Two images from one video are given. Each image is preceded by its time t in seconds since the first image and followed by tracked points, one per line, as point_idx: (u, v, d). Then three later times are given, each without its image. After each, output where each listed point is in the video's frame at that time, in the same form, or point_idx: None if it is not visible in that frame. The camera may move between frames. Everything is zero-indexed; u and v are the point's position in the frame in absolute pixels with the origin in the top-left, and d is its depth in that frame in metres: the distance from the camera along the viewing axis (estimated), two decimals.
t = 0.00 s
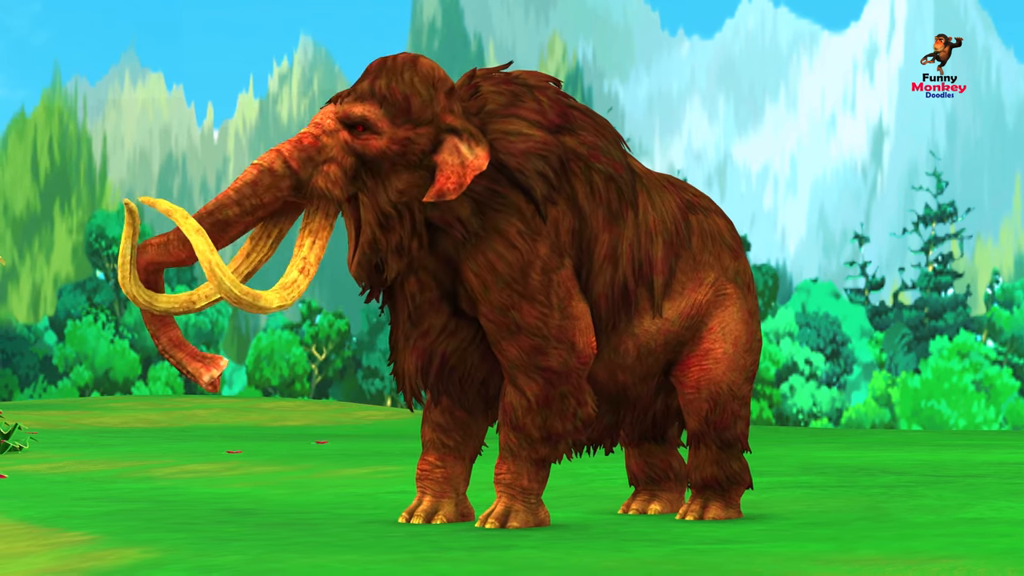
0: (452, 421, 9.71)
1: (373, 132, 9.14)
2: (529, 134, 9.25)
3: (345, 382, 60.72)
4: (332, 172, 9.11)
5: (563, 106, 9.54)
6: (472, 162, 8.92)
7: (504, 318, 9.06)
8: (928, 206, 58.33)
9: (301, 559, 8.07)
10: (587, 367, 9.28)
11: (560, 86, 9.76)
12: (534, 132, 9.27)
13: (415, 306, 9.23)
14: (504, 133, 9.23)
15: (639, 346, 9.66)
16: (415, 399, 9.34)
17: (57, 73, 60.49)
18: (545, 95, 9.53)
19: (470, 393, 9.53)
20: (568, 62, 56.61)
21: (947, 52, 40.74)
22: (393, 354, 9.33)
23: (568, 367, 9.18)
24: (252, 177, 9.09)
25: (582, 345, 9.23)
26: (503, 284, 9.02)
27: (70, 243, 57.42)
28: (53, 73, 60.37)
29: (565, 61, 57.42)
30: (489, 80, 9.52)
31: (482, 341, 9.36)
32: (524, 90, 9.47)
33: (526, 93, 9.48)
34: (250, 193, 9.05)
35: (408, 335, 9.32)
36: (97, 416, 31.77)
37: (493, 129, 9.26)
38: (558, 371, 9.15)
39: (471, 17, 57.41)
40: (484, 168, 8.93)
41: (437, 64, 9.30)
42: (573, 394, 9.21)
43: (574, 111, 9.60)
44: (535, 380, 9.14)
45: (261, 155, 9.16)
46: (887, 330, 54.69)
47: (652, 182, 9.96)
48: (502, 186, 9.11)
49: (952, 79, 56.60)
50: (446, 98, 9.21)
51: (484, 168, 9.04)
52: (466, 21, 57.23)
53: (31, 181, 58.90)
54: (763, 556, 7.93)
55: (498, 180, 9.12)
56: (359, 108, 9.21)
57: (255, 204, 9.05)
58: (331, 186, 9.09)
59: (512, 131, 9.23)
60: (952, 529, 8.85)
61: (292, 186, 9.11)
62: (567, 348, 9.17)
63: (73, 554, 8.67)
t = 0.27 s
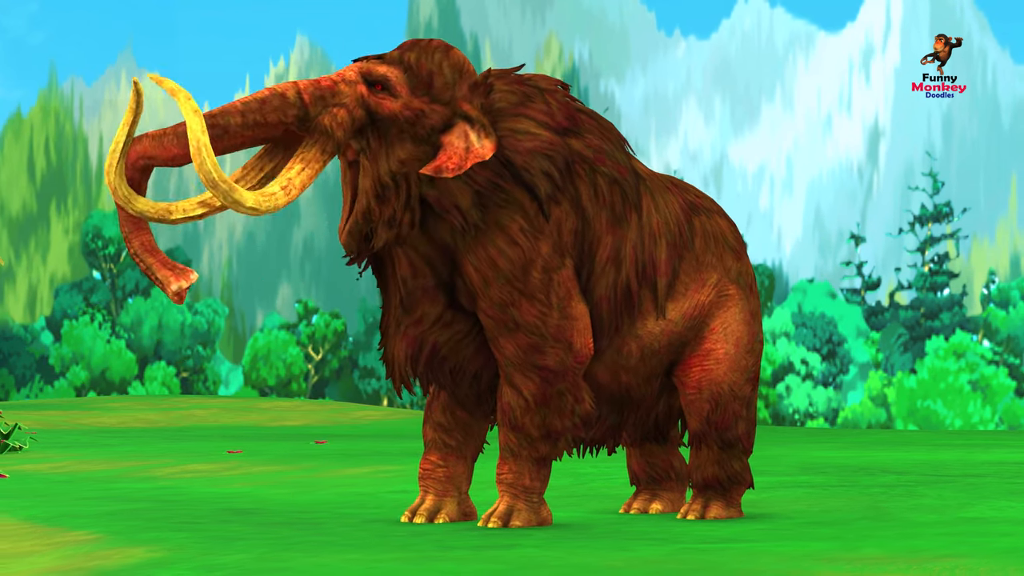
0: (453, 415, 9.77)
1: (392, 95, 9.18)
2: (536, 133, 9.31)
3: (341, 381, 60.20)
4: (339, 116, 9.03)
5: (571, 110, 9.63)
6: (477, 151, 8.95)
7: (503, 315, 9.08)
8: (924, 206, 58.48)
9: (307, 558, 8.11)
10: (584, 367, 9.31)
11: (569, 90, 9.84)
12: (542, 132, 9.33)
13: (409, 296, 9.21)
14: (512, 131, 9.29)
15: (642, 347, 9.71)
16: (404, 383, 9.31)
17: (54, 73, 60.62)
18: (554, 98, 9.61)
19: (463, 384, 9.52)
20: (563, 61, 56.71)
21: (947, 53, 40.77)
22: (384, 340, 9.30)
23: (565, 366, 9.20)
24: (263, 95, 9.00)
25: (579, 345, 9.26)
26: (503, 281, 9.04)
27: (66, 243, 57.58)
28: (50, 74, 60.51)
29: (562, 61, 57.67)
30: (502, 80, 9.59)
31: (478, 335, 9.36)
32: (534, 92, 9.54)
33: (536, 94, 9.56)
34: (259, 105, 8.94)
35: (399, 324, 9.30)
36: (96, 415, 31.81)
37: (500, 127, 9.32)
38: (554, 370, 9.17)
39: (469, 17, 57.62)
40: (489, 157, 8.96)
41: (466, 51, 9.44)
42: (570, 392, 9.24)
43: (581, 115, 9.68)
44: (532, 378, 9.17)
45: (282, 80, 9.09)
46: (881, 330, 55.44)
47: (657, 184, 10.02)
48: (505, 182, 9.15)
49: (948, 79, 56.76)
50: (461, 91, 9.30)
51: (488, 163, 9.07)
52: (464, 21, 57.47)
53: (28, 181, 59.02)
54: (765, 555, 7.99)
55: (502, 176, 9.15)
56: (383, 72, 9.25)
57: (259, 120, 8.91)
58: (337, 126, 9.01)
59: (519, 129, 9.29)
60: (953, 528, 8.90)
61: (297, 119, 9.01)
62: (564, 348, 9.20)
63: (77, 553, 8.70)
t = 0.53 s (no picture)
0: (455, 413, 9.80)
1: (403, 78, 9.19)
2: (539, 135, 9.36)
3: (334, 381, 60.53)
4: (348, 86, 9.01)
5: (573, 113, 9.68)
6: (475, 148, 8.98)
7: (503, 316, 9.10)
8: (917, 206, 58.47)
9: (310, 556, 8.16)
10: (582, 368, 9.35)
11: (571, 93, 9.90)
12: (544, 135, 9.38)
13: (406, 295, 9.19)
14: (515, 133, 9.34)
15: (642, 349, 9.77)
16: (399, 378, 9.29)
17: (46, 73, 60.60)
18: (557, 102, 9.66)
19: (459, 382, 9.52)
20: (556, 61, 56.66)
21: (948, 51, 40.71)
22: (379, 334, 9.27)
23: (563, 368, 9.23)
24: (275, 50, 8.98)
25: (578, 346, 9.29)
26: (502, 282, 9.07)
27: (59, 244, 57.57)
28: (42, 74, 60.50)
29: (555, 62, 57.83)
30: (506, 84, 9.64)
31: (476, 334, 9.37)
32: (537, 96, 9.59)
33: (539, 97, 9.62)
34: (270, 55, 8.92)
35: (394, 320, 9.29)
36: (89, 416, 31.77)
37: (503, 128, 9.36)
38: (553, 371, 9.20)
39: (463, 17, 57.75)
40: (489, 151, 9.02)
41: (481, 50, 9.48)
42: (569, 393, 9.28)
43: (583, 118, 9.74)
44: (531, 380, 9.19)
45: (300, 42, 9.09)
46: (875, 332, 55.64)
47: (657, 187, 10.07)
48: (505, 182, 9.17)
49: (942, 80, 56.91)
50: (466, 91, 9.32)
51: (488, 163, 9.10)
52: (457, 22, 57.65)
53: (21, 180, 58.93)
54: (766, 554, 8.05)
55: (503, 176, 9.18)
56: (398, 58, 9.27)
57: (266, 69, 8.89)
58: (345, 95, 8.98)
59: (522, 131, 9.34)
60: (951, 527, 8.96)
61: (307, 78, 9.02)
62: (563, 349, 9.23)
63: (81, 552, 8.75)
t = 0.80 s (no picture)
0: (450, 415, 9.83)
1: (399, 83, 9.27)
2: (536, 136, 9.40)
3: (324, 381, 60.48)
4: (345, 87, 9.12)
5: (570, 113, 9.72)
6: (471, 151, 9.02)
7: (505, 318, 9.16)
8: (906, 206, 58.61)
9: (310, 556, 8.22)
10: (584, 368, 9.40)
11: (568, 93, 9.94)
12: (541, 136, 9.42)
13: (406, 296, 9.24)
14: (512, 134, 9.38)
15: (639, 348, 9.85)
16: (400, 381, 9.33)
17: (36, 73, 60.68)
18: (554, 102, 9.71)
19: (459, 384, 9.55)
20: (547, 61, 56.85)
21: (948, 53, 40.91)
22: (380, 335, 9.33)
23: (567, 368, 9.28)
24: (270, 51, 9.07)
25: (580, 347, 9.35)
26: (503, 285, 9.12)
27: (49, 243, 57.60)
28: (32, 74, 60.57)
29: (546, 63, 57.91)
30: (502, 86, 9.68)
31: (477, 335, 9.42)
32: (534, 97, 9.64)
33: (536, 98, 9.67)
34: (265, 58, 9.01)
35: (395, 323, 9.34)
36: (79, 416, 31.76)
37: (501, 130, 9.40)
38: (557, 372, 9.25)
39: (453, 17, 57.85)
40: (482, 155, 9.07)
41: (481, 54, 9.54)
42: (572, 394, 9.32)
43: (580, 118, 9.77)
44: (535, 380, 9.24)
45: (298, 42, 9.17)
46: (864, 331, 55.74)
47: (654, 187, 10.12)
48: (504, 184, 9.22)
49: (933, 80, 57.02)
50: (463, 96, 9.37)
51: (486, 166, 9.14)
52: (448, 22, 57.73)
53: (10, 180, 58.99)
54: (764, 553, 8.13)
55: (500, 179, 9.22)
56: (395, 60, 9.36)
57: (261, 69, 8.98)
58: (341, 96, 9.09)
59: (519, 132, 9.38)
60: (945, 527, 9.04)
61: (301, 79, 9.11)
62: (566, 349, 9.28)
63: (81, 551, 8.80)
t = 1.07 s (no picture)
0: (446, 419, 9.85)
1: (383, 101, 9.35)
2: (529, 139, 9.43)
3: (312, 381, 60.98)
4: (326, 113, 9.24)
5: (562, 113, 9.76)
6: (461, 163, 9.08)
7: (506, 322, 9.22)
8: (893, 207, 58.71)
9: (306, 554, 8.27)
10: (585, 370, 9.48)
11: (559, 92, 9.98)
12: (533, 139, 9.45)
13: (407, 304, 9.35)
14: (505, 138, 9.41)
15: (633, 348, 9.91)
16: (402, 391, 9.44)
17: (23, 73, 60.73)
18: (546, 102, 9.73)
19: (461, 389, 9.61)
20: (534, 61, 56.91)
21: (944, 53, 41.04)
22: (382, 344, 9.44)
23: (569, 370, 9.36)
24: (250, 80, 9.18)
25: (582, 348, 9.42)
26: (503, 289, 9.18)
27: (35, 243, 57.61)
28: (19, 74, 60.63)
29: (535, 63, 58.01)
30: (494, 88, 9.72)
31: (475, 339, 9.49)
32: (527, 98, 9.68)
33: (528, 100, 9.69)
34: (245, 89, 9.10)
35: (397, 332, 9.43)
36: (67, 416, 31.73)
37: (494, 135, 9.44)
38: (559, 374, 9.32)
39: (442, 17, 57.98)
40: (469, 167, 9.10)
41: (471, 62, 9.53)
42: (572, 397, 9.39)
43: (573, 119, 9.82)
44: (537, 381, 9.32)
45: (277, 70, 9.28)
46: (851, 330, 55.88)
47: (648, 187, 10.18)
48: (499, 190, 9.28)
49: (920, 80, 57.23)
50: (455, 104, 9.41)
51: (480, 173, 9.20)
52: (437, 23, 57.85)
53: None
54: (758, 552, 8.21)
55: (494, 185, 9.28)
56: (378, 76, 9.42)
57: (243, 101, 9.08)
58: (323, 125, 9.22)
59: (512, 136, 9.42)
60: (938, 526, 9.11)
61: (284, 107, 9.21)
62: (568, 351, 9.35)
63: (78, 550, 8.84)
